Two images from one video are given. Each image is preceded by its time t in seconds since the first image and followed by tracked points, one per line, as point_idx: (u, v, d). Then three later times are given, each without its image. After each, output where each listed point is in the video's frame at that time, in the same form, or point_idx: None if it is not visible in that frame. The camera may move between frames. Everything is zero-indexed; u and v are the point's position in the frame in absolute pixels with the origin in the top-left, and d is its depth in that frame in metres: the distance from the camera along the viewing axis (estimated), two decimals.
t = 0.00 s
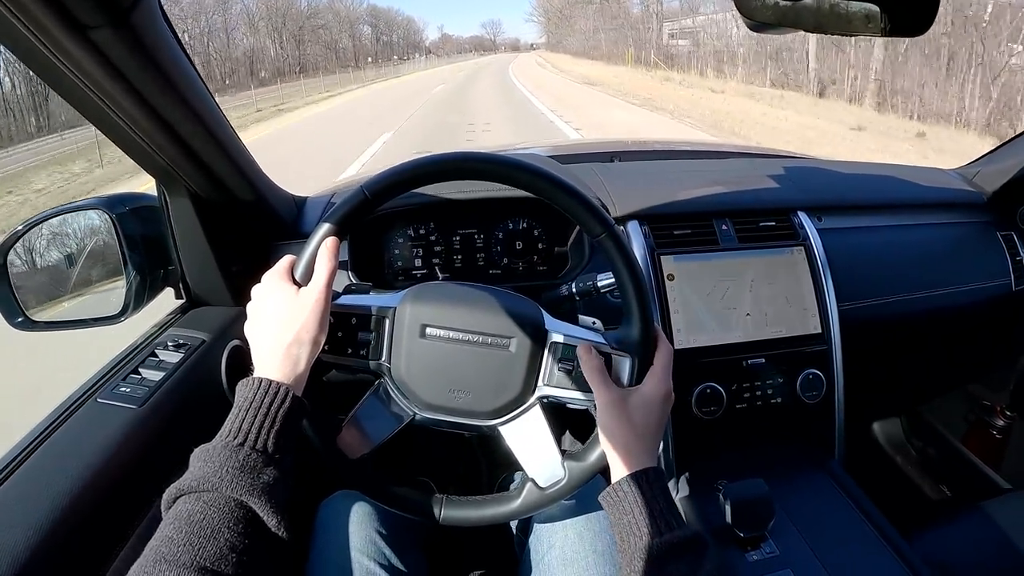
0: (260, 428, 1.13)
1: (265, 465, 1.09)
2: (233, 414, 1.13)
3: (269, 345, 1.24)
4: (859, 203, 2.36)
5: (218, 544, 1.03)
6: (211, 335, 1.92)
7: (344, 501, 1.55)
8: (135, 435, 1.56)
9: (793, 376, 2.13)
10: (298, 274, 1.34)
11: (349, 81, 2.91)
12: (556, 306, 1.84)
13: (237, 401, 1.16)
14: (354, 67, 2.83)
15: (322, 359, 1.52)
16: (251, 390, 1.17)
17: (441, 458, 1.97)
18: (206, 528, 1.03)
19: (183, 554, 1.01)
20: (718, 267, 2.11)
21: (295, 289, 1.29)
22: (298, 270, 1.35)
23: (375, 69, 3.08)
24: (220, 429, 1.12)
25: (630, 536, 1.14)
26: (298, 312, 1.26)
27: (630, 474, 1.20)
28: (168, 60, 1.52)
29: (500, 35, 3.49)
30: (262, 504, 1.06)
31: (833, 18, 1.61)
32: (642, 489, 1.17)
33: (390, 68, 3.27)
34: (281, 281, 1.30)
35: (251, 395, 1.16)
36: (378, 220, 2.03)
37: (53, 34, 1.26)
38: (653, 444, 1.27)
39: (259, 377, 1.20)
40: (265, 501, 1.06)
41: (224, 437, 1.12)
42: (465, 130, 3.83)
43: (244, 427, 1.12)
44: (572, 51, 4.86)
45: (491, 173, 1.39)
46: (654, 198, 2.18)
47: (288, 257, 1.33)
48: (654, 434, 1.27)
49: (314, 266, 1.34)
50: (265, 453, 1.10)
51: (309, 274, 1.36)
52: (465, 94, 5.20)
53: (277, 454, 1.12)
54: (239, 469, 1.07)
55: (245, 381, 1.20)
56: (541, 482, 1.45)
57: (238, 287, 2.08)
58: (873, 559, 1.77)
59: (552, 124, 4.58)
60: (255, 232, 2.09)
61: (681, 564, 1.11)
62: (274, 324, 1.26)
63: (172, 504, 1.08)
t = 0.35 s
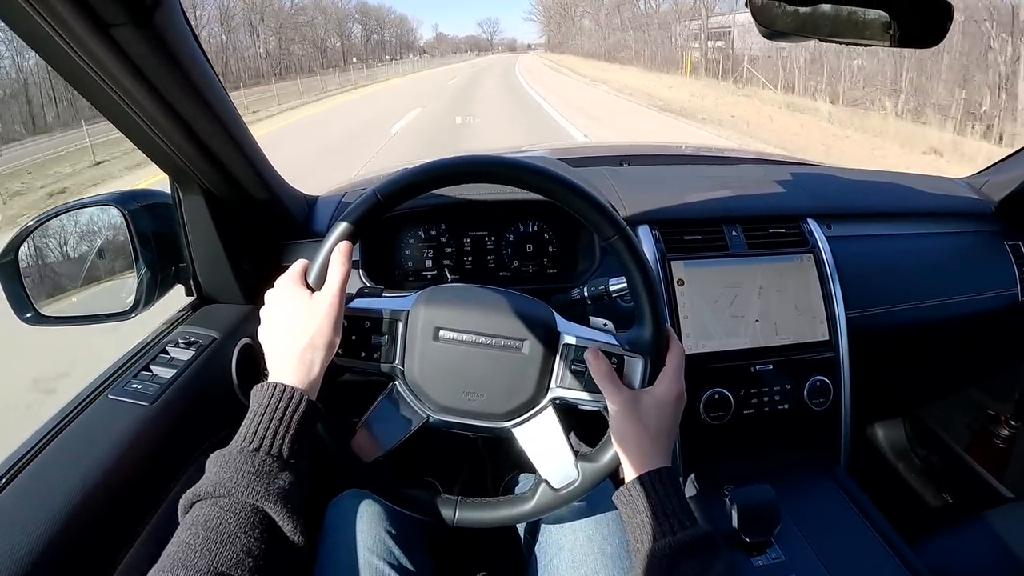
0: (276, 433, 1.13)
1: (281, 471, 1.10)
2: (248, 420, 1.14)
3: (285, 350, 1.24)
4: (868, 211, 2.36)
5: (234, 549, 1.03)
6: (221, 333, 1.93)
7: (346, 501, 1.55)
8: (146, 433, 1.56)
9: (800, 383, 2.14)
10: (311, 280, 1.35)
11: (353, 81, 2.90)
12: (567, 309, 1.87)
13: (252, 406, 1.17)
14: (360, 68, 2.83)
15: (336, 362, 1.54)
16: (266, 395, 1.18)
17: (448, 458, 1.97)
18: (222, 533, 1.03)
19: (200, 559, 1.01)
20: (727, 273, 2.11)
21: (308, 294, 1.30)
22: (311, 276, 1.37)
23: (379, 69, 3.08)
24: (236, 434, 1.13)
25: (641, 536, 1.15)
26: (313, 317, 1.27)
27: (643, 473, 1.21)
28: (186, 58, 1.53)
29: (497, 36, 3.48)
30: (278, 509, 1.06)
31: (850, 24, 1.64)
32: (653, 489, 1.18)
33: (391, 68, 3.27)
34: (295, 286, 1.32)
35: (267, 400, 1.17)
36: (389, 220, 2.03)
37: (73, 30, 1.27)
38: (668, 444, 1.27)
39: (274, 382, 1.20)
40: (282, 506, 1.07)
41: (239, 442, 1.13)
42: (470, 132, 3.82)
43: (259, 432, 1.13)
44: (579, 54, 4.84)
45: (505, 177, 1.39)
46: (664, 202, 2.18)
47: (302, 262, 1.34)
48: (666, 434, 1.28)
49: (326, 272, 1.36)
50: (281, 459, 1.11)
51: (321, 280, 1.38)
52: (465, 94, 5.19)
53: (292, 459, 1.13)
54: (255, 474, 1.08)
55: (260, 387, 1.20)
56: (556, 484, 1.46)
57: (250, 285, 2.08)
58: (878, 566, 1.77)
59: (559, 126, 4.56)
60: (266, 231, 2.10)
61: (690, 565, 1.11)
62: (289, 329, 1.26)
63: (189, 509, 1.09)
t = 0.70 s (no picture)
0: (286, 438, 1.14)
1: (290, 476, 1.10)
2: (258, 425, 1.15)
3: (295, 356, 1.24)
4: (874, 220, 2.37)
5: (245, 554, 1.03)
6: (228, 333, 1.93)
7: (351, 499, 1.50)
8: (152, 431, 1.56)
9: (804, 391, 2.14)
10: (321, 283, 1.34)
11: (351, 83, 2.91)
12: (574, 313, 1.89)
13: (262, 410, 1.17)
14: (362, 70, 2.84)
15: (344, 365, 1.56)
16: (275, 400, 1.18)
17: (453, 460, 1.97)
18: (233, 538, 1.03)
19: (211, 565, 1.01)
20: (733, 280, 2.12)
21: (318, 298, 1.30)
22: (320, 279, 1.36)
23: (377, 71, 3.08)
24: (246, 439, 1.13)
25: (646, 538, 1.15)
26: (323, 321, 1.27)
27: (649, 476, 1.21)
28: (202, 59, 1.54)
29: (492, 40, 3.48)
30: (288, 514, 1.07)
31: (861, 32, 1.67)
32: (659, 494, 1.18)
33: (396, 71, 3.28)
34: (304, 290, 1.31)
35: (277, 405, 1.17)
36: (397, 222, 2.04)
37: (89, 29, 1.28)
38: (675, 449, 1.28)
39: (283, 388, 1.21)
40: (291, 511, 1.08)
41: (249, 446, 1.13)
42: (474, 136, 3.82)
43: (269, 438, 1.13)
44: (582, 59, 4.84)
45: (515, 181, 1.39)
46: (670, 209, 2.19)
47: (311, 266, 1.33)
48: (674, 436, 1.29)
49: (336, 276, 1.34)
50: (291, 464, 1.11)
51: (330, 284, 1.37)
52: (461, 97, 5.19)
53: (302, 464, 1.13)
54: (265, 479, 1.08)
55: (270, 392, 1.21)
56: (564, 486, 1.47)
57: (258, 285, 2.09)
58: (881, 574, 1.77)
59: (562, 131, 4.56)
60: (273, 232, 2.11)
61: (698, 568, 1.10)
62: (299, 334, 1.27)
63: (199, 514, 1.09)
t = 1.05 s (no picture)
0: (290, 443, 1.15)
1: (295, 481, 1.12)
2: (263, 430, 1.16)
3: (300, 361, 1.26)
4: (876, 225, 2.37)
5: (250, 558, 1.04)
6: (232, 334, 1.94)
7: (351, 499, 1.50)
8: (157, 432, 1.58)
9: (805, 395, 2.15)
10: (324, 289, 1.36)
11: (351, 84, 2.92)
12: (576, 316, 1.91)
13: (267, 416, 1.18)
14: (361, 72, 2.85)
15: (349, 370, 1.57)
16: (281, 406, 1.20)
17: (454, 462, 1.98)
18: (238, 543, 1.04)
19: (217, 569, 1.02)
20: (735, 284, 2.13)
21: (321, 304, 1.31)
22: (323, 285, 1.38)
23: (374, 73, 3.10)
24: (251, 444, 1.14)
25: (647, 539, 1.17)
26: (327, 326, 1.29)
27: (649, 476, 1.22)
28: (209, 63, 1.55)
29: (488, 42, 3.49)
30: (293, 518, 1.08)
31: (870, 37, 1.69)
32: (658, 495, 1.19)
33: (397, 73, 3.29)
34: (307, 296, 1.33)
35: (281, 411, 1.19)
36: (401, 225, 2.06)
37: (97, 32, 1.29)
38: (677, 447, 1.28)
39: (288, 393, 1.22)
40: (296, 515, 1.09)
41: (254, 451, 1.14)
42: (474, 137, 3.82)
43: (274, 443, 1.14)
44: (583, 60, 4.84)
45: (517, 186, 1.40)
46: (672, 213, 2.20)
47: (314, 271, 1.35)
48: (675, 435, 1.29)
49: (338, 281, 1.36)
50: (295, 469, 1.13)
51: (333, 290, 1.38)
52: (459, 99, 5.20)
53: (306, 469, 1.14)
54: (269, 485, 1.09)
55: (275, 397, 1.22)
56: (567, 487, 1.47)
57: (262, 287, 2.10)
58: None
59: (564, 133, 4.56)
60: (277, 233, 2.12)
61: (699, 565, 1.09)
62: (303, 339, 1.28)
63: (204, 519, 1.10)
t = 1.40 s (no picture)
0: (293, 447, 1.15)
1: (297, 485, 1.12)
2: (266, 434, 1.16)
3: (303, 364, 1.26)
4: (879, 229, 2.37)
5: (253, 562, 1.05)
6: (235, 336, 1.95)
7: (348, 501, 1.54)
8: (160, 432, 1.58)
9: (807, 399, 2.15)
10: (326, 293, 1.37)
11: (353, 84, 2.93)
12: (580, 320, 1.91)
13: (270, 420, 1.18)
14: (361, 71, 2.85)
15: (352, 374, 1.57)
16: (284, 409, 1.20)
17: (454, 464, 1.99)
18: (242, 546, 1.05)
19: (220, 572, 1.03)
20: (738, 288, 2.13)
21: (324, 307, 1.32)
22: (325, 289, 1.38)
23: (376, 73, 3.11)
24: (254, 448, 1.15)
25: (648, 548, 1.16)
26: (331, 329, 1.29)
27: (650, 482, 1.21)
28: (215, 67, 1.55)
29: (484, 43, 3.50)
30: (296, 523, 1.09)
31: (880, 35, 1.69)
32: (663, 501, 1.17)
33: (398, 73, 3.29)
34: (309, 299, 1.33)
35: (284, 414, 1.19)
36: (405, 227, 2.06)
37: (103, 36, 1.29)
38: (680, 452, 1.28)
39: (291, 397, 1.22)
40: (298, 519, 1.09)
41: (257, 456, 1.15)
42: (477, 137, 3.84)
43: (277, 447, 1.15)
44: (585, 61, 4.84)
45: (521, 191, 1.40)
46: (676, 216, 2.20)
47: (317, 275, 1.35)
48: (678, 439, 1.28)
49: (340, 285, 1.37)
50: (298, 473, 1.13)
51: (336, 293, 1.39)
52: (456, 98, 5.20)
53: (309, 474, 1.15)
54: (272, 489, 1.10)
55: (278, 400, 1.22)
56: (568, 490, 1.48)
57: (265, 288, 2.11)
58: None
59: (568, 133, 4.57)
60: (280, 234, 2.12)
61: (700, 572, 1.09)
62: (306, 342, 1.28)
63: (207, 522, 1.11)
